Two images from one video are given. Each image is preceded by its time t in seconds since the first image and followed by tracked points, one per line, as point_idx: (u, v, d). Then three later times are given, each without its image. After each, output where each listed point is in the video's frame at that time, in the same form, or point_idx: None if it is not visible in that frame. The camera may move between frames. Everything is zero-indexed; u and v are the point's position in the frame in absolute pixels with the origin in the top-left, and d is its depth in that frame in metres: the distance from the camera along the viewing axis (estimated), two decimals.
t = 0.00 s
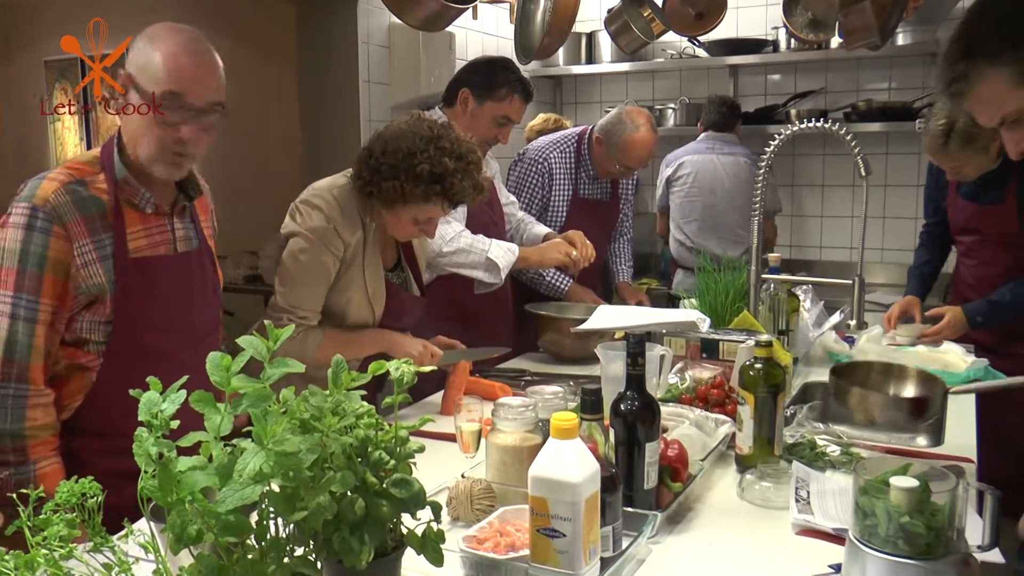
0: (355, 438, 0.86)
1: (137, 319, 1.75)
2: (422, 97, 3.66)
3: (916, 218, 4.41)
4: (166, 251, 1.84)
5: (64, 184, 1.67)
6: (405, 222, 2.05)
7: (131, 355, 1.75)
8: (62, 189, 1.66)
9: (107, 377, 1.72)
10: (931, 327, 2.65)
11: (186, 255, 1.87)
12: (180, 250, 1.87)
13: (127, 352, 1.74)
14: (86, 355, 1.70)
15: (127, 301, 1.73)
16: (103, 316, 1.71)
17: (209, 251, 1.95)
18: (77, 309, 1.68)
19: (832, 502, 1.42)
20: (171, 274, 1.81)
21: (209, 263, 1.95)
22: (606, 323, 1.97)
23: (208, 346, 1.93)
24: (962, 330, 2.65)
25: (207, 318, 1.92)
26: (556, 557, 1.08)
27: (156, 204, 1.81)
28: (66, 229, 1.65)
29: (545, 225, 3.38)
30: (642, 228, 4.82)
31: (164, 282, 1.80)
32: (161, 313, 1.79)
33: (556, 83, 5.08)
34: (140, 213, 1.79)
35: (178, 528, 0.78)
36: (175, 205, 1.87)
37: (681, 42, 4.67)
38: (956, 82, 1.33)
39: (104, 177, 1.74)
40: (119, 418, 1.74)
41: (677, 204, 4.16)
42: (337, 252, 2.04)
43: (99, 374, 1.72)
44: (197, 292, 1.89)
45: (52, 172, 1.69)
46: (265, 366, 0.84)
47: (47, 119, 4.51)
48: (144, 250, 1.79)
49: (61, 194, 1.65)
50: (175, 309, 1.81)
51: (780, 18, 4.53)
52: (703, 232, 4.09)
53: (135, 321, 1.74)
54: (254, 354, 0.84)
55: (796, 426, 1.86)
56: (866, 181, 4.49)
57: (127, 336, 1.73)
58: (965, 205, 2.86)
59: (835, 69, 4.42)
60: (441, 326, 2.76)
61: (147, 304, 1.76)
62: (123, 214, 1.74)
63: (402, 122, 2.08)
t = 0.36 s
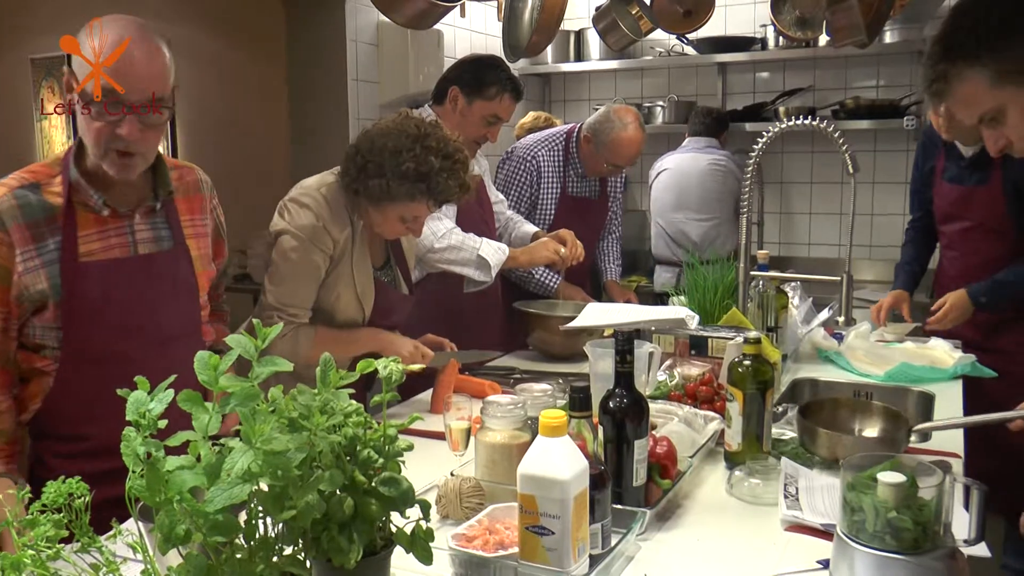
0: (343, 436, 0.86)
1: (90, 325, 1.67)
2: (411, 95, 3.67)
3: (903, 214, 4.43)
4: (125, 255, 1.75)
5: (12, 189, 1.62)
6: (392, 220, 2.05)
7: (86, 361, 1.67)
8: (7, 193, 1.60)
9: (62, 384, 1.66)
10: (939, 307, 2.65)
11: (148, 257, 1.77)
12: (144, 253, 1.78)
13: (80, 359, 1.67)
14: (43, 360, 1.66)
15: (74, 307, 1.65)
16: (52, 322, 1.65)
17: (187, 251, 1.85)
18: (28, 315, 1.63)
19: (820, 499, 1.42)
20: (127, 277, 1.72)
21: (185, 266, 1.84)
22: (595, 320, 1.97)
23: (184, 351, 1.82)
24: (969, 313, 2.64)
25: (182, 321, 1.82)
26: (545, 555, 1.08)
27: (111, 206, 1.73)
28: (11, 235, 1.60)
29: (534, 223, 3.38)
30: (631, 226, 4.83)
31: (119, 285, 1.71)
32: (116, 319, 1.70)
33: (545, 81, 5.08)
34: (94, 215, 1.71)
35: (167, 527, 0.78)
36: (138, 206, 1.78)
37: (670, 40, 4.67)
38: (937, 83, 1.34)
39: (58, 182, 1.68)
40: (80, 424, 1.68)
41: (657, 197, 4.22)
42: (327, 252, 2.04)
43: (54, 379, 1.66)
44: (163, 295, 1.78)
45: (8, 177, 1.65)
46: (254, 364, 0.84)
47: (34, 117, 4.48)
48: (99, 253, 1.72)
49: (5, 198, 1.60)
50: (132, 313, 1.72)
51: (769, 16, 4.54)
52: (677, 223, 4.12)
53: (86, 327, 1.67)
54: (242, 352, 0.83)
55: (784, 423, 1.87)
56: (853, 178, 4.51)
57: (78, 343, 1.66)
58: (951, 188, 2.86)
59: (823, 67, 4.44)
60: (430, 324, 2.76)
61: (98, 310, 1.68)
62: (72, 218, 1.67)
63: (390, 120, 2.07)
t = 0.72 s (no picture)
0: (334, 434, 0.86)
1: (45, 328, 1.63)
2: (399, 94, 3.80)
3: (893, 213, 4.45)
4: (84, 259, 1.69)
5: None
6: (382, 221, 2.05)
7: (43, 364, 1.63)
8: None
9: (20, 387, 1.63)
10: (977, 295, 2.65)
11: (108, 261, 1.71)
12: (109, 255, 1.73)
13: (35, 362, 1.63)
14: (7, 362, 1.61)
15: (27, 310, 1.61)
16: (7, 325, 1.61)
17: (156, 253, 1.78)
18: None
19: (810, 497, 1.42)
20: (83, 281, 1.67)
21: (152, 269, 1.77)
22: (586, 318, 1.98)
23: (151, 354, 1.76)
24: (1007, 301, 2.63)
25: (147, 325, 1.76)
26: (535, 552, 1.09)
27: (69, 207, 1.69)
28: None
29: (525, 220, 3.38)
30: (623, 224, 4.83)
31: (74, 288, 1.66)
32: (72, 322, 1.66)
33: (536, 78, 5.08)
34: (52, 216, 1.67)
35: (156, 525, 0.78)
36: (100, 209, 1.72)
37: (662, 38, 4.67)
38: (928, 73, 1.35)
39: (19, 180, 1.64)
40: (43, 426, 1.66)
41: (644, 195, 4.22)
42: (319, 251, 2.04)
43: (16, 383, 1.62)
44: (125, 298, 1.73)
45: None
46: (244, 361, 0.84)
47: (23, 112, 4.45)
48: (57, 256, 1.67)
49: None
50: (89, 317, 1.67)
51: (760, 15, 4.55)
52: (662, 223, 4.13)
53: (39, 331, 1.62)
54: (232, 349, 0.83)
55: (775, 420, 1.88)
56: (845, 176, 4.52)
57: (34, 346, 1.62)
58: (942, 177, 2.88)
59: (814, 65, 4.45)
60: (421, 321, 2.76)
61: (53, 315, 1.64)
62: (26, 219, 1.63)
63: (382, 121, 2.06)
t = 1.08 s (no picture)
0: (325, 434, 0.86)
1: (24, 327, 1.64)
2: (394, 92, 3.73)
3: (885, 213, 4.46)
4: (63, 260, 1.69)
5: None
6: (375, 226, 2.04)
7: (21, 363, 1.65)
8: None
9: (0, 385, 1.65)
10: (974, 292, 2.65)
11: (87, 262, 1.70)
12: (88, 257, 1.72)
13: (13, 362, 1.64)
14: None
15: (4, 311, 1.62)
16: None
17: (136, 254, 1.77)
18: None
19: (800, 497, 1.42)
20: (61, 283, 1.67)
21: (132, 270, 1.76)
22: (578, 318, 1.98)
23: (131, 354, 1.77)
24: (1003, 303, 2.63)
25: (128, 325, 1.76)
26: (525, 552, 1.09)
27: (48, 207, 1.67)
28: None
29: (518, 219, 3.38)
30: (616, 222, 4.84)
31: (52, 290, 1.66)
32: (49, 324, 1.66)
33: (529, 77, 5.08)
34: (30, 216, 1.66)
35: (145, 525, 0.77)
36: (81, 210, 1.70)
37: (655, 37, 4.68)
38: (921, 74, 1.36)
39: None
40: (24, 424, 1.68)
41: (638, 193, 4.23)
42: (311, 252, 2.03)
43: None
44: (103, 299, 1.72)
45: None
46: (235, 360, 0.84)
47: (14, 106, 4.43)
48: (36, 257, 1.67)
49: None
50: (66, 319, 1.68)
51: (753, 14, 4.55)
52: (655, 223, 4.15)
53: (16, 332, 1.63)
54: (223, 348, 0.83)
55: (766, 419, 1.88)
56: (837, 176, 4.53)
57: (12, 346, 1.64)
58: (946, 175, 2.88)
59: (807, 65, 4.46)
60: (412, 319, 2.76)
61: (30, 316, 1.64)
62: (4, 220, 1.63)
63: (376, 125, 2.05)
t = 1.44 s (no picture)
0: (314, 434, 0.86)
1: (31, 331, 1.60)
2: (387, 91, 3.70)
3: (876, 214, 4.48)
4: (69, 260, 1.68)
5: None
6: (369, 230, 2.04)
7: (28, 368, 1.61)
8: None
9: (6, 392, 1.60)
10: None
11: (94, 263, 1.69)
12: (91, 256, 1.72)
13: (22, 367, 1.60)
14: None
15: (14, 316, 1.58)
16: None
17: (137, 253, 1.78)
18: None
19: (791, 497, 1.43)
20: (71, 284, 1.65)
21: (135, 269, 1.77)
22: (570, 318, 1.98)
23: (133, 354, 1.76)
24: None
25: (130, 325, 1.76)
26: (515, 553, 1.09)
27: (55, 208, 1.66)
28: None
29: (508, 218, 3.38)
30: (608, 222, 4.84)
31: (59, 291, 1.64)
32: (57, 325, 1.63)
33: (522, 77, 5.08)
34: (37, 217, 1.64)
35: (133, 526, 0.76)
36: (83, 210, 1.72)
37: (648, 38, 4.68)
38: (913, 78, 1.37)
39: None
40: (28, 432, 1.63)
41: (633, 193, 4.24)
42: (306, 254, 2.03)
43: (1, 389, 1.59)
44: (108, 299, 1.72)
45: None
46: (224, 360, 0.84)
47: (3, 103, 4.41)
48: (41, 259, 1.64)
49: None
50: (75, 320, 1.66)
51: (746, 15, 4.56)
52: (650, 223, 4.16)
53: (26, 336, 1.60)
54: (212, 348, 0.83)
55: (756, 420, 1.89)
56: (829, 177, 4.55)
57: (20, 351, 1.59)
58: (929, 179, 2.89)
59: (799, 66, 4.47)
60: (403, 318, 2.75)
61: (41, 318, 1.61)
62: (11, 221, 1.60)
63: (373, 131, 2.05)
